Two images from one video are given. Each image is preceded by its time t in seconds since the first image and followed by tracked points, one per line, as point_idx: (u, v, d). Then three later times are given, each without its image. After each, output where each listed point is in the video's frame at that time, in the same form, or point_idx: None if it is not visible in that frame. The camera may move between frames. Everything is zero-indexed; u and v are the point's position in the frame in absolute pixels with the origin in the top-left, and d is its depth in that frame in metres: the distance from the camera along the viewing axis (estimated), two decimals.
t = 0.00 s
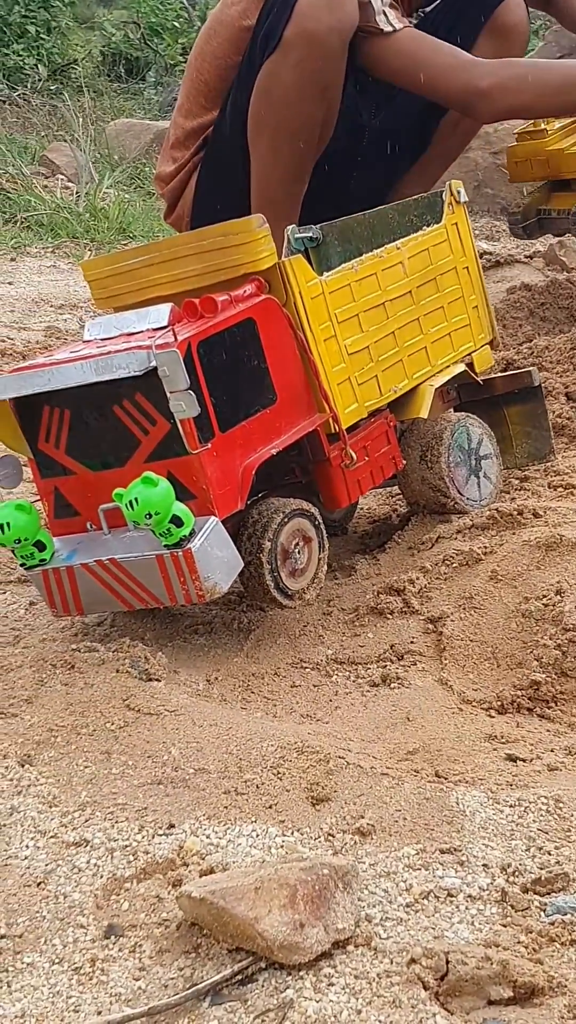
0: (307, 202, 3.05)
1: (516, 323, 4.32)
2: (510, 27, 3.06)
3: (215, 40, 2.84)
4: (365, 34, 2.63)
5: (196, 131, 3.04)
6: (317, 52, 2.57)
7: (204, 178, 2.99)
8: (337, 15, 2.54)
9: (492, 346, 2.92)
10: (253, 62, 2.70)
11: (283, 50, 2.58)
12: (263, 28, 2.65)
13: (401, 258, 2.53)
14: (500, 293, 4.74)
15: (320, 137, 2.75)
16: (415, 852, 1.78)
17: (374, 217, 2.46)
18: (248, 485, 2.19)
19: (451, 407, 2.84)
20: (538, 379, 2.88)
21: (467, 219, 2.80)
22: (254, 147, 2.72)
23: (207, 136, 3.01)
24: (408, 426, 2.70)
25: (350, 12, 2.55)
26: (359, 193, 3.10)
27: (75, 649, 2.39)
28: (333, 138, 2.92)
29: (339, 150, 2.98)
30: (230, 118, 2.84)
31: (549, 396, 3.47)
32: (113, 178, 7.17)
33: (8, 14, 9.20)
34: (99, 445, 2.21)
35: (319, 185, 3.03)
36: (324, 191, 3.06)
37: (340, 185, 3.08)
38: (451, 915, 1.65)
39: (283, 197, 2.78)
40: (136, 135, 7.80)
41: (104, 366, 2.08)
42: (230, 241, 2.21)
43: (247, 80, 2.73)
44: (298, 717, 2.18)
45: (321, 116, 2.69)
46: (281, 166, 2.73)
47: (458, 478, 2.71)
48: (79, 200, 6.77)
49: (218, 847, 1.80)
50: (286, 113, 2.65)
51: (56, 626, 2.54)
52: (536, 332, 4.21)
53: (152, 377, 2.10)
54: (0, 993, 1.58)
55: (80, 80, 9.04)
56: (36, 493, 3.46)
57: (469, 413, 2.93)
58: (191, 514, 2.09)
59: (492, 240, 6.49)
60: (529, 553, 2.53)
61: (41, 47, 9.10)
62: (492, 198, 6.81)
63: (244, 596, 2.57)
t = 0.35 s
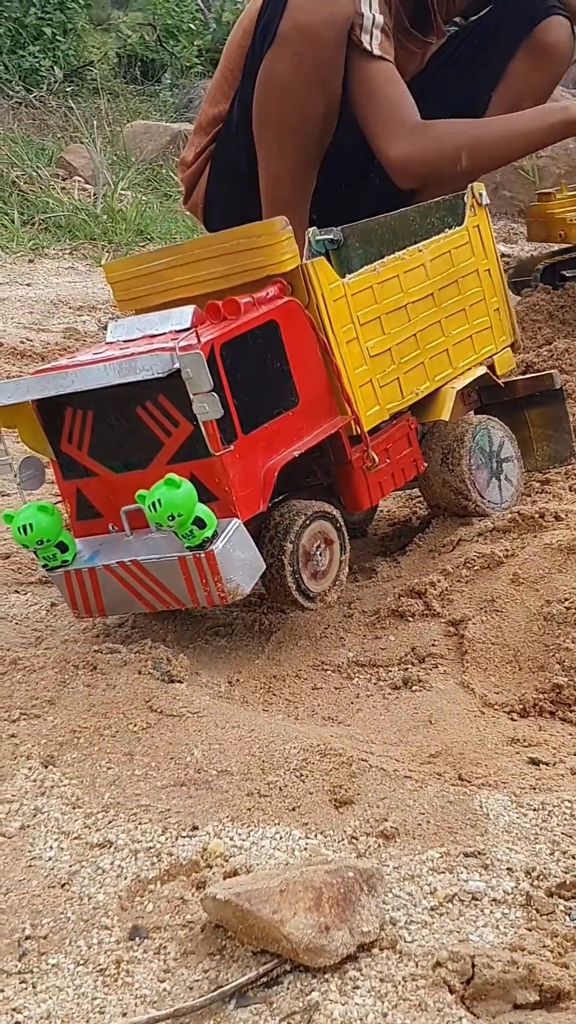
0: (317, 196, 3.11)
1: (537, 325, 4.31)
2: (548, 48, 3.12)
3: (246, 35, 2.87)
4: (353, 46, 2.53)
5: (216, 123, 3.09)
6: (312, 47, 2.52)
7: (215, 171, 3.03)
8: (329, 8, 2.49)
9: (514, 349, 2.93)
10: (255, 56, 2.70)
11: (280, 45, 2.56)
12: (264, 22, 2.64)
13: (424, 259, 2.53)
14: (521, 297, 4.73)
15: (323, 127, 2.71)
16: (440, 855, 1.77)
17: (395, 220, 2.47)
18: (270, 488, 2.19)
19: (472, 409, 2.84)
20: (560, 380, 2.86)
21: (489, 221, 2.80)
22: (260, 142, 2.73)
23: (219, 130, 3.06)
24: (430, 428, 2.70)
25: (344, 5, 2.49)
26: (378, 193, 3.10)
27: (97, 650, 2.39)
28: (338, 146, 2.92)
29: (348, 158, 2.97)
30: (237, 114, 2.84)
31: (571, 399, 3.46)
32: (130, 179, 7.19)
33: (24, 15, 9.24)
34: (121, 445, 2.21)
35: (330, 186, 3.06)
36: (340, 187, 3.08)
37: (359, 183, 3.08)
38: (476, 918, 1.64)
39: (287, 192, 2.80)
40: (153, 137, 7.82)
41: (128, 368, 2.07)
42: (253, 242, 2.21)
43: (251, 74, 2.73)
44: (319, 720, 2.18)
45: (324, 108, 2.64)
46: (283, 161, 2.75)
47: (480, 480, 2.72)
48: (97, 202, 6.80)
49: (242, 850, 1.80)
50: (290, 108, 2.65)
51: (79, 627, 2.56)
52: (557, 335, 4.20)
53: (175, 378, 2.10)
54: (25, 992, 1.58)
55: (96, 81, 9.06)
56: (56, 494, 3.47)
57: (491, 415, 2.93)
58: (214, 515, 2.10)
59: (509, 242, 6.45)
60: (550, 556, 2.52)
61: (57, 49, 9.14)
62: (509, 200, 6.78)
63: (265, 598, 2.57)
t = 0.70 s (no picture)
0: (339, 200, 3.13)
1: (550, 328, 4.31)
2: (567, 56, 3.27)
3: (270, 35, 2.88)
4: (391, 62, 2.55)
5: (237, 123, 3.11)
6: (349, 56, 2.54)
7: (237, 171, 3.05)
8: (370, 19, 2.50)
9: (528, 350, 2.94)
10: (288, 63, 2.71)
11: (316, 54, 2.57)
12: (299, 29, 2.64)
13: (436, 262, 2.55)
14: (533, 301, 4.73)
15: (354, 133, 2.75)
16: (454, 858, 1.77)
17: (406, 223, 2.45)
18: (283, 491, 2.19)
19: (484, 412, 2.84)
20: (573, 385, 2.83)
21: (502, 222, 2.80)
22: (287, 145, 2.74)
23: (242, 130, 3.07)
24: (443, 431, 2.71)
25: (383, 17, 2.51)
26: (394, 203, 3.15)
27: (111, 652, 2.40)
28: (366, 147, 2.94)
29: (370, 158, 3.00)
30: (262, 116, 2.89)
31: None
32: (140, 182, 7.21)
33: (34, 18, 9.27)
34: (135, 448, 2.21)
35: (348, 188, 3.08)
36: (358, 194, 3.13)
37: (374, 192, 3.13)
38: (491, 922, 1.63)
39: (313, 196, 2.81)
40: (163, 140, 7.83)
41: (142, 369, 2.07)
42: (268, 245, 2.21)
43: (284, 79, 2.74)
44: (332, 723, 2.18)
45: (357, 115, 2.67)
46: (312, 166, 2.76)
47: (492, 483, 2.72)
48: (108, 204, 6.82)
49: (256, 852, 1.80)
50: (320, 114, 2.67)
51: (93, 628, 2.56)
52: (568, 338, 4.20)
53: (189, 380, 2.10)
54: (41, 994, 1.58)
55: (106, 83, 9.09)
56: (68, 495, 3.48)
57: (503, 418, 2.93)
58: (227, 518, 2.09)
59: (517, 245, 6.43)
60: (563, 560, 2.52)
61: (67, 51, 9.17)
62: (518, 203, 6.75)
63: (278, 600, 2.58)
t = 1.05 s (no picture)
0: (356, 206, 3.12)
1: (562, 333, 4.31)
2: None
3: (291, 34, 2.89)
4: (417, 72, 2.57)
5: (256, 122, 3.11)
6: (377, 70, 2.54)
7: (256, 170, 3.06)
8: (401, 35, 2.50)
9: (541, 355, 2.94)
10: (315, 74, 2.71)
11: (345, 65, 2.57)
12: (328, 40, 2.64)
13: (450, 265, 2.55)
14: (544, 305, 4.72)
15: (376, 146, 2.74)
16: (468, 862, 1.76)
17: (420, 227, 2.46)
18: (297, 494, 2.19)
19: (498, 416, 2.84)
20: None
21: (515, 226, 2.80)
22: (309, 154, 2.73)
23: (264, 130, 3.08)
24: (457, 435, 2.71)
25: (415, 31, 2.51)
26: (408, 208, 3.15)
27: (124, 653, 2.40)
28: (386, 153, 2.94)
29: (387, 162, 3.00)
30: (285, 121, 2.89)
31: None
32: (151, 185, 7.22)
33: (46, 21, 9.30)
34: (147, 450, 2.22)
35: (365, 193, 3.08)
36: (373, 201, 3.13)
37: (388, 197, 3.14)
38: (505, 926, 1.62)
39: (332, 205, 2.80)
40: (173, 142, 7.85)
41: (157, 371, 2.07)
42: (282, 248, 2.22)
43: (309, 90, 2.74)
44: (345, 725, 2.18)
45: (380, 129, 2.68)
46: (333, 176, 2.75)
47: (506, 487, 2.72)
48: (119, 207, 6.83)
49: (269, 854, 1.80)
50: (344, 126, 2.66)
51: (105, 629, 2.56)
52: None
53: (203, 382, 2.10)
54: (54, 994, 1.58)
55: (117, 86, 9.11)
56: (80, 496, 3.48)
57: (517, 422, 2.93)
58: (241, 521, 2.08)
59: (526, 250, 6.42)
60: None
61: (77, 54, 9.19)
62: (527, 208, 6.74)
63: (291, 602, 2.58)
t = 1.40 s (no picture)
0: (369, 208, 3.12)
1: None
2: None
3: (294, 44, 2.89)
4: (425, 70, 2.56)
5: (263, 132, 3.12)
6: (384, 69, 2.54)
7: (265, 178, 3.05)
8: (407, 34, 2.50)
9: (555, 357, 2.94)
10: (321, 75, 2.71)
11: (352, 65, 2.57)
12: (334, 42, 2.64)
13: (466, 268, 2.56)
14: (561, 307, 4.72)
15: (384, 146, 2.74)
16: (484, 867, 1.76)
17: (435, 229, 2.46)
18: (312, 497, 2.19)
19: (512, 420, 2.84)
20: None
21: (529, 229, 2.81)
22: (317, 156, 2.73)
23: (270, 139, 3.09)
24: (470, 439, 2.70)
25: (420, 30, 2.50)
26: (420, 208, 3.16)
27: (138, 657, 2.40)
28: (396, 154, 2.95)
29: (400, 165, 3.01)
30: (293, 125, 2.89)
31: None
32: (163, 187, 7.24)
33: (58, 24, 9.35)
34: (164, 453, 2.22)
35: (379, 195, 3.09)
36: (387, 202, 3.13)
37: (401, 199, 3.14)
38: (521, 931, 1.62)
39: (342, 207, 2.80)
40: (185, 145, 7.86)
41: (173, 375, 2.07)
42: (299, 250, 2.21)
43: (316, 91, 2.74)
44: (360, 729, 2.17)
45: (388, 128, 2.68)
46: (342, 178, 2.75)
47: (520, 491, 2.71)
48: (131, 210, 6.85)
49: (285, 858, 1.80)
50: (352, 126, 2.66)
51: (120, 632, 2.57)
52: None
53: (218, 385, 2.09)
54: (70, 996, 1.57)
55: (128, 89, 9.14)
56: (95, 498, 3.49)
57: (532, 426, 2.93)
58: (255, 523, 2.09)
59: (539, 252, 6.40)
60: None
61: (90, 57, 9.23)
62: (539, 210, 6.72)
63: (305, 607, 2.58)
